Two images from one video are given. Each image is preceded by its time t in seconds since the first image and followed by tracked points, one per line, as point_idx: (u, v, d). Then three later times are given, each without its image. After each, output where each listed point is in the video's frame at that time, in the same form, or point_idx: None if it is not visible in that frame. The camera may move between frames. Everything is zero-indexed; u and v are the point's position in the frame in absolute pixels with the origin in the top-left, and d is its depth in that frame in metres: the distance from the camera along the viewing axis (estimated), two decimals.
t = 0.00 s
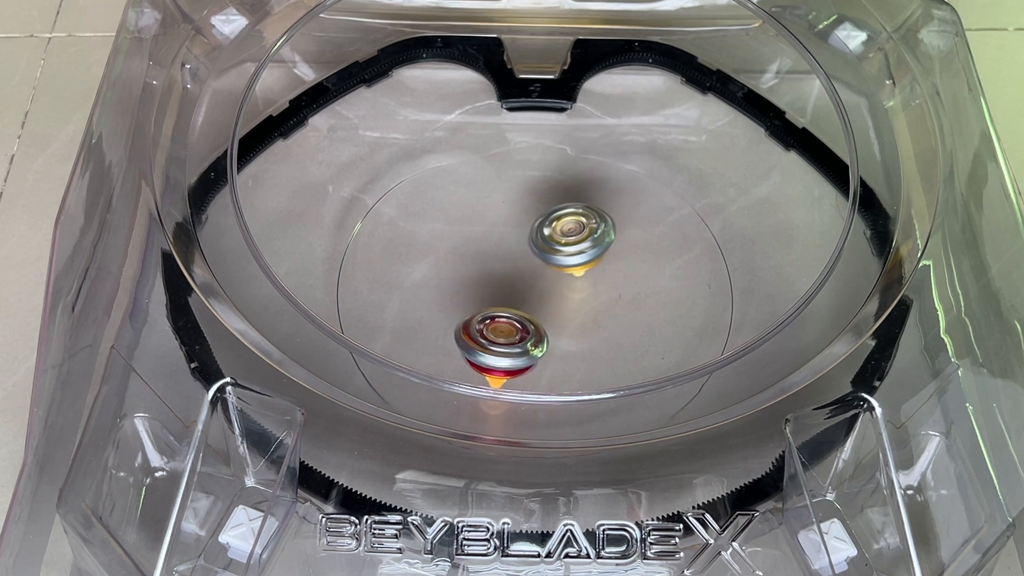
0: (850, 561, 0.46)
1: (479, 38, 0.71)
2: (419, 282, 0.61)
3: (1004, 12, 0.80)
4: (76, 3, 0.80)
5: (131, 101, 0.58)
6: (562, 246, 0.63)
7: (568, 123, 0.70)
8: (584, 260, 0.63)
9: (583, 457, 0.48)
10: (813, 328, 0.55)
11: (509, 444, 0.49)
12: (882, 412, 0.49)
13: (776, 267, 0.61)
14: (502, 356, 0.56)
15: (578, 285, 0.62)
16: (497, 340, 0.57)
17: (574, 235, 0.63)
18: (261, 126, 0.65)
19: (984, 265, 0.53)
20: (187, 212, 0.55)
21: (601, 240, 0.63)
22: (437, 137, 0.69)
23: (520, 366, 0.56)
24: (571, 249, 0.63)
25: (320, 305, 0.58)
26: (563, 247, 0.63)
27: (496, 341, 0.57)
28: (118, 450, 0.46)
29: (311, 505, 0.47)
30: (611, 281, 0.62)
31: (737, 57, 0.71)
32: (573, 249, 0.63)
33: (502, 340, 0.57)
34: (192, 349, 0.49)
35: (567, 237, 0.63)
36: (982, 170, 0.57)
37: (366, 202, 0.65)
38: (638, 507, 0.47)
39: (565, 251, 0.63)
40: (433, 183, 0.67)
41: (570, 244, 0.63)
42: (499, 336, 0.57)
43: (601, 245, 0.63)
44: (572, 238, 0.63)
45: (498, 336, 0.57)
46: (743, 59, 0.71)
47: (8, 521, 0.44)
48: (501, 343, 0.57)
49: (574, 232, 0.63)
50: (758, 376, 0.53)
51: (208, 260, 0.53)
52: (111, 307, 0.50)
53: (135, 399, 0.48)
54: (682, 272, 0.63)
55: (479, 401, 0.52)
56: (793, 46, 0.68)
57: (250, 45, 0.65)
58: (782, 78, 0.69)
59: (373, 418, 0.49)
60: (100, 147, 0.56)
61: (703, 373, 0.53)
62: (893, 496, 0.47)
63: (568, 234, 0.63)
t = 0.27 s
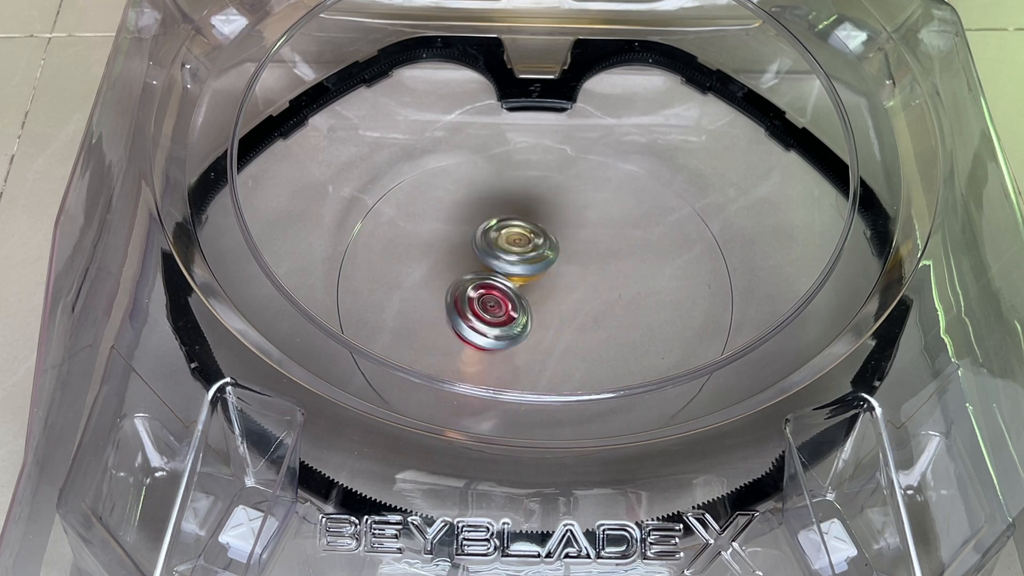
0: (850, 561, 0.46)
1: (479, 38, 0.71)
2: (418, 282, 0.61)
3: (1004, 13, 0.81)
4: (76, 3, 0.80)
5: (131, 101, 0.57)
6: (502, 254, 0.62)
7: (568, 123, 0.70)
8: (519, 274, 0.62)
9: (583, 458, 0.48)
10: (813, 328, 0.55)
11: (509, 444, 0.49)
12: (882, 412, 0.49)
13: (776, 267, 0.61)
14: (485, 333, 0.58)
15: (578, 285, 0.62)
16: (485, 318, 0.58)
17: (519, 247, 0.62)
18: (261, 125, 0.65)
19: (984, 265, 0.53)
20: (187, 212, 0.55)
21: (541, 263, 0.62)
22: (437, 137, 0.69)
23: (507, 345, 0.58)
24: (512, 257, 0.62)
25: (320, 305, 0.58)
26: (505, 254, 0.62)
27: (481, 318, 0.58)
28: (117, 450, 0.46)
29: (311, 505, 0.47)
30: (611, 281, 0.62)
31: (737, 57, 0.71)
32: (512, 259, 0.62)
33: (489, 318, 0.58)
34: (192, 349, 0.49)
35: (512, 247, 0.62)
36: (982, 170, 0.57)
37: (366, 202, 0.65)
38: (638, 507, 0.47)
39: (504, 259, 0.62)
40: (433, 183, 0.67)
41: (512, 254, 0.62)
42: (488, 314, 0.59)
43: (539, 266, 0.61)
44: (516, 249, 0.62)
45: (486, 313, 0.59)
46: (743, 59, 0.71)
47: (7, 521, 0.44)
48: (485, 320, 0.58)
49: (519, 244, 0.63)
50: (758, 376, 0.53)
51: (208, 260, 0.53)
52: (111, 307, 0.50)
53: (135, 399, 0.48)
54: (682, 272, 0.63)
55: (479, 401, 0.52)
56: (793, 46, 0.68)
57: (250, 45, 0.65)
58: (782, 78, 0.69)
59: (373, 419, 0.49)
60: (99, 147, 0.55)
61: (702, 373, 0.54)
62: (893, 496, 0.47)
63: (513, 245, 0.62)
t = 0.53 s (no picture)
0: (850, 561, 0.46)
1: (479, 38, 0.71)
2: (419, 282, 0.61)
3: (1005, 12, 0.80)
4: (76, 3, 0.80)
5: (131, 101, 0.57)
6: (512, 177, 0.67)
7: (568, 124, 0.70)
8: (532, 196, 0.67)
9: (583, 458, 0.49)
10: (813, 328, 0.55)
11: (509, 444, 0.49)
12: (882, 412, 0.49)
13: (776, 267, 0.61)
14: (504, 338, 0.59)
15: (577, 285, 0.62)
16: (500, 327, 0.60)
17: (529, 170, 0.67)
18: (262, 126, 0.65)
19: (984, 265, 0.53)
20: (187, 212, 0.55)
21: (555, 189, 0.67)
22: (437, 137, 0.69)
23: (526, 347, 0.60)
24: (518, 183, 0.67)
25: (320, 305, 0.58)
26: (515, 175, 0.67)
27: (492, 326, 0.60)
28: (118, 450, 0.46)
29: (311, 505, 0.47)
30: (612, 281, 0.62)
31: (737, 57, 0.70)
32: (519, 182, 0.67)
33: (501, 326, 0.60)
34: (192, 349, 0.49)
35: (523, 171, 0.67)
36: (982, 170, 0.57)
37: (366, 201, 0.65)
38: (638, 507, 0.47)
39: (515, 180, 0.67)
40: (433, 183, 0.67)
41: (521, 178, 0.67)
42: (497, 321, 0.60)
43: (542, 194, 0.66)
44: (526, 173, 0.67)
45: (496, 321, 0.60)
46: (744, 59, 0.70)
47: (7, 521, 0.44)
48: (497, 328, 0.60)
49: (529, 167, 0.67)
50: (758, 376, 0.53)
51: (208, 260, 0.53)
52: (111, 307, 0.50)
53: (135, 399, 0.48)
54: (682, 272, 0.63)
55: (479, 400, 0.52)
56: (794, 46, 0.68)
57: (250, 46, 0.65)
58: (782, 78, 0.69)
59: (374, 419, 0.49)
60: (99, 147, 0.55)
61: (702, 374, 0.54)
62: (893, 496, 0.47)
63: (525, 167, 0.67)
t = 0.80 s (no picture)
0: (850, 561, 0.46)
1: (479, 38, 0.71)
2: (419, 282, 0.61)
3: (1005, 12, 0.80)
4: (76, 3, 0.80)
5: (131, 101, 0.57)
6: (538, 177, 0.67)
7: (568, 124, 0.70)
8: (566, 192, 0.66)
9: (583, 458, 0.49)
10: (813, 328, 0.55)
11: (509, 444, 0.49)
12: (882, 412, 0.49)
13: (776, 266, 0.61)
14: (554, 334, 0.60)
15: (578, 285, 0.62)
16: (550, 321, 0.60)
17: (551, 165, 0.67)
18: (261, 126, 0.65)
19: (984, 265, 0.53)
20: (187, 212, 0.55)
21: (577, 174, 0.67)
22: (437, 137, 0.69)
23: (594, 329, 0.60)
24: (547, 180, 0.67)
25: (320, 305, 0.58)
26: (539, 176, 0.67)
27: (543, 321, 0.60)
28: (118, 450, 0.46)
29: (311, 505, 0.47)
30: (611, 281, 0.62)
31: (737, 57, 0.71)
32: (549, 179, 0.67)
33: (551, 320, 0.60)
34: (192, 349, 0.49)
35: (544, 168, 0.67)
36: (982, 169, 0.57)
37: (366, 201, 0.65)
38: (638, 507, 0.47)
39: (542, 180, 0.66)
40: (433, 183, 0.67)
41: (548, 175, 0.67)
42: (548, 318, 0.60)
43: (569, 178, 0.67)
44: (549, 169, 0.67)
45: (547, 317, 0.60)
46: (744, 59, 0.70)
47: (7, 521, 0.44)
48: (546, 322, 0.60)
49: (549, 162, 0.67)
50: (759, 376, 0.53)
51: (208, 260, 0.53)
52: (111, 307, 0.50)
53: (135, 399, 0.48)
54: (683, 272, 0.63)
55: (478, 400, 0.52)
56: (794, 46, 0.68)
57: (250, 46, 0.65)
58: (782, 78, 0.69)
59: (374, 418, 0.49)
60: (99, 147, 0.55)
61: (703, 373, 0.54)
62: (893, 496, 0.47)
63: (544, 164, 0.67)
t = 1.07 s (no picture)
0: (850, 561, 0.46)
1: (479, 38, 0.71)
2: (418, 282, 0.61)
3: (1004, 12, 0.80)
4: (76, 3, 0.80)
5: (131, 101, 0.58)
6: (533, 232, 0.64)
7: (568, 124, 0.70)
8: (558, 242, 0.64)
9: (583, 458, 0.49)
10: (813, 328, 0.55)
11: (510, 444, 0.49)
12: (882, 412, 0.49)
13: (777, 266, 0.61)
14: (597, 337, 0.59)
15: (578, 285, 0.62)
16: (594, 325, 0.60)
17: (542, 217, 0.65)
18: (261, 126, 0.65)
19: (984, 265, 0.53)
20: (187, 212, 0.55)
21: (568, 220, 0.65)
22: (437, 137, 0.69)
23: (635, 328, 0.60)
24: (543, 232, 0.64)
25: (320, 305, 0.58)
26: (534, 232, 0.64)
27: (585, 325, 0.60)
28: (118, 450, 0.46)
29: (311, 505, 0.47)
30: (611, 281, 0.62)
31: (737, 57, 0.71)
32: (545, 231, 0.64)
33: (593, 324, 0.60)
34: (192, 349, 0.49)
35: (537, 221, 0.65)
36: (982, 169, 0.57)
37: (366, 201, 0.65)
38: (638, 507, 0.47)
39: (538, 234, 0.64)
40: (433, 183, 0.67)
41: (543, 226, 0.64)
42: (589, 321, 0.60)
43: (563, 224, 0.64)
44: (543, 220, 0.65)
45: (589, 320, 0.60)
46: (743, 59, 0.70)
47: (7, 521, 0.44)
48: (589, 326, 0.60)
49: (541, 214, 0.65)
50: (759, 376, 0.53)
51: (208, 260, 0.53)
52: (111, 307, 0.50)
53: (135, 399, 0.48)
54: (683, 272, 0.63)
55: (478, 400, 0.52)
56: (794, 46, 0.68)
57: (250, 45, 0.65)
58: (782, 78, 0.69)
59: (374, 418, 0.49)
60: (99, 147, 0.55)
61: (703, 373, 0.54)
62: (893, 496, 0.47)
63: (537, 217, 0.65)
